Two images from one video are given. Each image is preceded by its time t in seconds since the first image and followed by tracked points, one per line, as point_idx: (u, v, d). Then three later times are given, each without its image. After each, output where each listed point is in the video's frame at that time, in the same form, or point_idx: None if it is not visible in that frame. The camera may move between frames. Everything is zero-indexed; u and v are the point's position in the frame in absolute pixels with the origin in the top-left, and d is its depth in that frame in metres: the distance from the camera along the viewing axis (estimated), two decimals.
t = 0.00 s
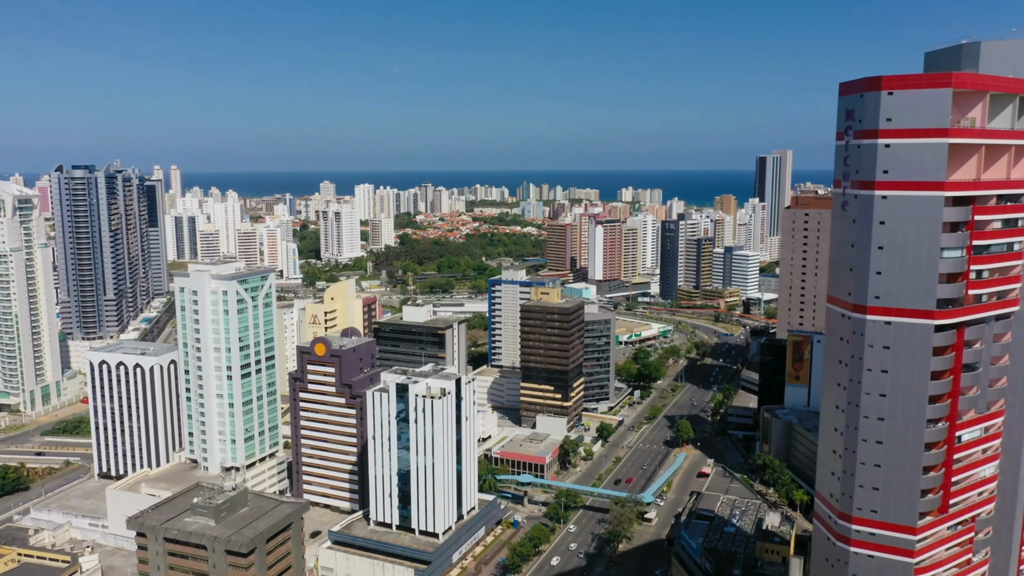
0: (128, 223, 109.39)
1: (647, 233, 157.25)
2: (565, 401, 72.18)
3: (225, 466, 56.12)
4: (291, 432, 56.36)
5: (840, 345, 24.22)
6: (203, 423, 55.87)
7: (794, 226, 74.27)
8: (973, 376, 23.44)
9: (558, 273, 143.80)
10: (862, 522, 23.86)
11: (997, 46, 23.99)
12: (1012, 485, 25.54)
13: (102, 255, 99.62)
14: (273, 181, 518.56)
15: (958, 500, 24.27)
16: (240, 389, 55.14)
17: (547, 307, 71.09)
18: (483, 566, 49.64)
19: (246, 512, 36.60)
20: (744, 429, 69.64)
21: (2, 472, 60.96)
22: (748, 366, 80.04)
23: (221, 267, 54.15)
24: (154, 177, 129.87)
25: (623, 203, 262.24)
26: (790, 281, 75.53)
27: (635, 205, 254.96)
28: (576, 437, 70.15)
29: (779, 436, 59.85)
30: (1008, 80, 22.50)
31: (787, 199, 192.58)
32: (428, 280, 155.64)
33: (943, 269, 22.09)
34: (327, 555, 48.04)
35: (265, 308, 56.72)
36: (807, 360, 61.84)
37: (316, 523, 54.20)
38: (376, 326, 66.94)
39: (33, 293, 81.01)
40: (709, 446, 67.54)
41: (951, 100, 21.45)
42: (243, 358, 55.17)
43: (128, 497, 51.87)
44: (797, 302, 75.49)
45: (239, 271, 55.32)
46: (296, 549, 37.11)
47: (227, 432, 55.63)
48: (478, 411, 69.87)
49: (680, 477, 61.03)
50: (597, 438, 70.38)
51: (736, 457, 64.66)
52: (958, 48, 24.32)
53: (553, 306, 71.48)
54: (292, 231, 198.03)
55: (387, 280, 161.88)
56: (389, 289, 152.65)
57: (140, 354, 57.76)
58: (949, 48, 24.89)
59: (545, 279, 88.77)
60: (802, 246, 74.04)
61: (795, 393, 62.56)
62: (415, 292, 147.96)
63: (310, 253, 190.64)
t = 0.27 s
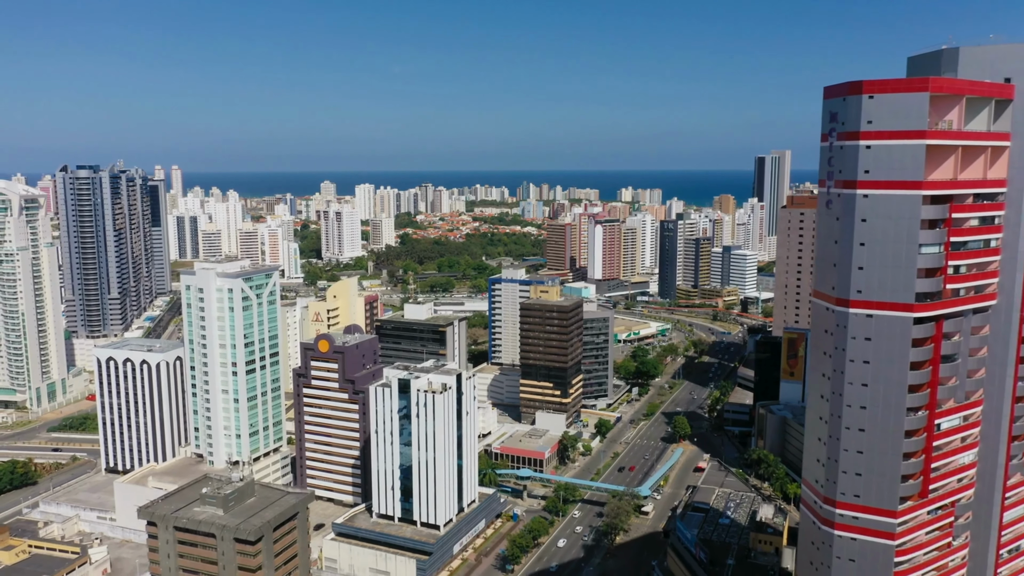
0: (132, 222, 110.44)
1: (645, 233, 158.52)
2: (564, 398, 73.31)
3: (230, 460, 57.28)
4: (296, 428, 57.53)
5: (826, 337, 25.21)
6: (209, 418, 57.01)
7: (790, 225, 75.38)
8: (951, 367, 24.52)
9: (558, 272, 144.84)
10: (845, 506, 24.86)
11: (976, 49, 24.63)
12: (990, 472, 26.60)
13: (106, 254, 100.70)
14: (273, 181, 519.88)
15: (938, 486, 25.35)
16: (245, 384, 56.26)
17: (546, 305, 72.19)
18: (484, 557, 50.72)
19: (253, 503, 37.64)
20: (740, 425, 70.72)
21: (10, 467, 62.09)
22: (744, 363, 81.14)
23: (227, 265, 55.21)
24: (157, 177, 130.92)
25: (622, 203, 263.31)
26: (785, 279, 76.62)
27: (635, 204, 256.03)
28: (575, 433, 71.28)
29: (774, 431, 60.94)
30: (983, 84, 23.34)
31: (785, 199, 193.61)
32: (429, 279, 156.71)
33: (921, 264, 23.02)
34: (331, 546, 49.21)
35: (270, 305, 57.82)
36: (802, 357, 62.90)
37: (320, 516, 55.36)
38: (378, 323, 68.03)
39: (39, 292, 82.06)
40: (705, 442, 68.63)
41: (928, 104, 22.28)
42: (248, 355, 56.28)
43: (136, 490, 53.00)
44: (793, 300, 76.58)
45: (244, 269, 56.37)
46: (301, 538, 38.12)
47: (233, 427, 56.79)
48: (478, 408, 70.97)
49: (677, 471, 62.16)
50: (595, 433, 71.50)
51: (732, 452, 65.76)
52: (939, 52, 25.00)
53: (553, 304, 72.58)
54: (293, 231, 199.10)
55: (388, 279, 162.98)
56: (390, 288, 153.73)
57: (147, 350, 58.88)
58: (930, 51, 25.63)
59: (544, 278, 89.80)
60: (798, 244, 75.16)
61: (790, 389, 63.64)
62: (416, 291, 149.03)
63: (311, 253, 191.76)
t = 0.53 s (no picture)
0: (135, 222, 111.44)
1: (644, 232, 159.61)
2: (563, 394, 74.37)
3: (235, 454, 58.38)
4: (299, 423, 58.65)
5: (811, 329, 26.29)
6: (215, 413, 58.09)
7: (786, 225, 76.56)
8: (932, 358, 25.66)
9: (557, 271, 145.86)
10: (831, 492, 25.95)
11: (955, 55, 25.71)
12: (971, 460, 27.74)
13: (110, 253, 101.77)
14: (273, 181, 521.07)
15: (920, 472, 26.48)
16: (249, 380, 57.36)
17: (546, 303, 73.25)
18: (484, 548, 51.73)
19: (260, 493, 38.70)
20: (737, 421, 71.82)
21: (19, 462, 63.15)
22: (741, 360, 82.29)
23: (232, 263, 56.27)
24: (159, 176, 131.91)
25: (622, 203, 264.31)
26: (782, 278, 77.69)
27: (635, 204, 257.00)
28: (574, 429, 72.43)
29: (768, 427, 62.10)
30: (959, 88, 24.47)
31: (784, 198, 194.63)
32: (429, 278, 157.75)
33: (902, 259, 24.14)
34: (334, 537, 50.26)
35: (273, 302, 58.87)
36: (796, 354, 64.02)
37: (323, 509, 56.50)
38: (380, 321, 69.16)
39: (45, 290, 83.09)
40: (702, 438, 69.75)
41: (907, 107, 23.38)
42: (253, 351, 57.38)
43: (143, 484, 54.08)
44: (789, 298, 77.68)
45: (249, 267, 57.43)
46: (307, 527, 39.16)
47: (238, 422, 57.88)
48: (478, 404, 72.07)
49: (674, 466, 63.28)
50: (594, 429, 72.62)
51: (729, 447, 66.89)
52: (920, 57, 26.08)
53: (552, 302, 73.67)
54: (293, 231, 200.14)
55: (389, 278, 164.07)
56: (391, 287, 154.78)
57: (152, 347, 59.94)
58: (913, 56, 26.65)
59: (544, 277, 90.80)
60: (794, 243, 76.28)
61: (785, 385, 64.71)
62: (417, 290, 150.05)
63: (312, 252, 192.77)
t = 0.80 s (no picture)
0: (138, 221, 112.51)
1: (643, 232, 160.78)
2: (562, 391, 75.41)
3: (240, 449, 59.52)
4: (303, 418, 59.75)
5: (798, 323, 27.40)
6: (220, 408, 59.21)
7: (781, 224, 77.69)
8: (914, 350, 26.72)
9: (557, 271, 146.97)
10: (817, 478, 27.06)
11: (935, 59, 26.77)
12: (951, 449, 28.86)
13: (114, 252, 102.92)
14: (273, 181, 522.13)
15: (902, 459, 27.56)
16: (254, 375, 58.47)
17: (545, 301, 74.30)
18: (484, 540, 52.85)
19: (266, 484, 39.74)
20: (733, 417, 72.95)
21: (26, 456, 64.26)
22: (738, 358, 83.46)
23: (237, 261, 57.34)
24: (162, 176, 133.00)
25: (621, 203, 265.59)
26: (778, 276, 78.82)
27: (634, 203, 258.25)
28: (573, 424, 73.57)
29: (763, 422, 63.21)
30: (939, 91, 25.55)
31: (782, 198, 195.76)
32: (429, 277, 158.88)
33: (884, 255, 25.26)
34: (337, 529, 51.36)
35: (277, 299, 59.94)
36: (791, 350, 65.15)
37: (326, 502, 57.62)
38: (381, 318, 70.26)
39: (50, 288, 84.19)
40: (698, 433, 70.89)
41: (888, 110, 24.46)
42: (257, 347, 58.47)
43: (149, 477, 55.18)
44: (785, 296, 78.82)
45: (253, 265, 58.51)
46: (312, 517, 40.12)
47: (242, 417, 59.01)
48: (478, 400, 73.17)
49: (671, 461, 64.40)
50: (592, 425, 73.77)
51: (724, 442, 68.03)
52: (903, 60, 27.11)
53: (551, 300, 74.74)
54: (294, 230, 201.25)
55: (389, 277, 165.17)
56: (391, 286, 155.92)
57: (158, 343, 61.05)
58: (896, 60, 27.74)
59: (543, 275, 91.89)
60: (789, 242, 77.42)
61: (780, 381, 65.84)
62: (417, 289, 151.21)
63: (312, 251, 193.86)
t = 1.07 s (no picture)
0: (141, 220, 113.50)
1: (642, 232, 161.79)
2: (561, 388, 76.35)
3: (244, 444, 60.58)
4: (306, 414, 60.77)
5: (787, 317, 28.43)
6: (224, 404, 60.23)
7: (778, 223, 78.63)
8: (899, 343, 27.73)
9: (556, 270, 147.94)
10: (805, 467, 28.09)
11: (920, 63, 27.77)
12: (936, 439, 29.91)
13: (118, 251, 104.03)
14: (274, 181, 523.25)
15: (888, 449, 28.58)
16: (258, 372, 59.47)
17: (544, 299, 75.21)
18: (484, 534, 53.87)
19: (271, 476, 40.73)
20: (730, 413, 73.94)
21: (34, 452, 65.27)
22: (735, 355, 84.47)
23: (241, 260, 58.33)
24: (164, 176, 133.95)
25: (620, 203, 266.63)
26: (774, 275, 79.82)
27: (634, 203, 259.23)
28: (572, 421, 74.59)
29: (760, 418, 64.16)
30: (922, 94, 26.57)
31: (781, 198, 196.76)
32: (430, 277, 159.87)
33: (869, 252, 26.27)
34: (341, 522, 52.42)
35: (281, 297, 60.97)
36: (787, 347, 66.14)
37: (329, 497, 58.64)
38: (383, 316, 71.25)
39: (56, 287, 85.24)
40: (695, 429, 71.90)
41: (872, 113, 25.48)
42: (261, 344, 59.47)
43: (155, 472, 56.19)
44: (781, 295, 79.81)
45: (257, 263, 59.50)
46: (316, 509, 41.06)
47: (247, 413, 60.05)
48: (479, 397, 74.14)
49: (669, 456, 65.41)
50: (591, 422, 74.79)
51: (721, 438, 69.03)
52: (888, 64, 28.10)
53: (550, 298, 75.66)
54: (295, 229, 202.23)
55: (390, 277, 166.12)
56: (392, 285, 156.91)
57: (164, 341, 62.04)
58: (882, 64, 28.74)
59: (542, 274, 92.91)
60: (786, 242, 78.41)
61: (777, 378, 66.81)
62: (418, 288, 152.22)
63: (313, 251, 194.85)
